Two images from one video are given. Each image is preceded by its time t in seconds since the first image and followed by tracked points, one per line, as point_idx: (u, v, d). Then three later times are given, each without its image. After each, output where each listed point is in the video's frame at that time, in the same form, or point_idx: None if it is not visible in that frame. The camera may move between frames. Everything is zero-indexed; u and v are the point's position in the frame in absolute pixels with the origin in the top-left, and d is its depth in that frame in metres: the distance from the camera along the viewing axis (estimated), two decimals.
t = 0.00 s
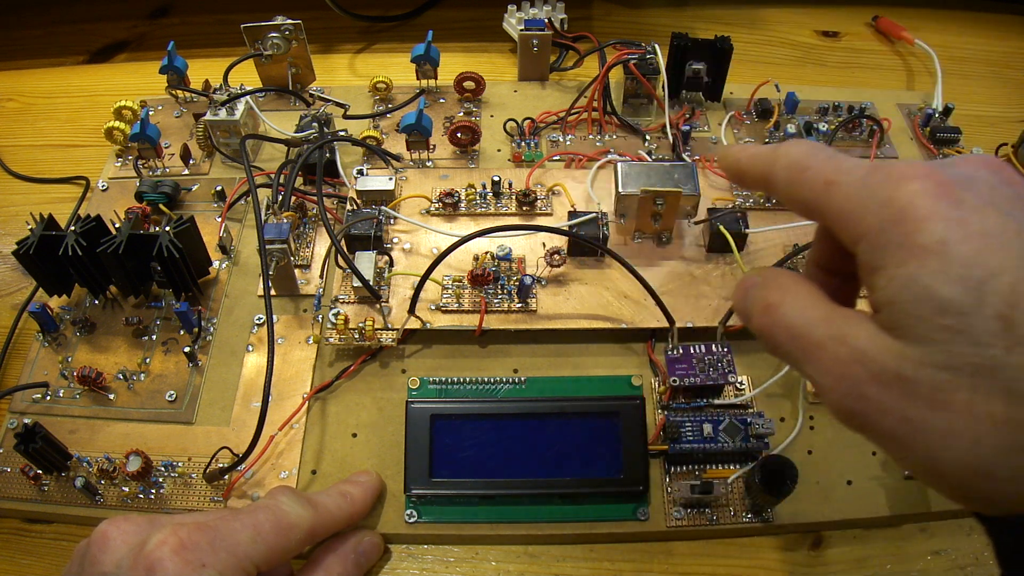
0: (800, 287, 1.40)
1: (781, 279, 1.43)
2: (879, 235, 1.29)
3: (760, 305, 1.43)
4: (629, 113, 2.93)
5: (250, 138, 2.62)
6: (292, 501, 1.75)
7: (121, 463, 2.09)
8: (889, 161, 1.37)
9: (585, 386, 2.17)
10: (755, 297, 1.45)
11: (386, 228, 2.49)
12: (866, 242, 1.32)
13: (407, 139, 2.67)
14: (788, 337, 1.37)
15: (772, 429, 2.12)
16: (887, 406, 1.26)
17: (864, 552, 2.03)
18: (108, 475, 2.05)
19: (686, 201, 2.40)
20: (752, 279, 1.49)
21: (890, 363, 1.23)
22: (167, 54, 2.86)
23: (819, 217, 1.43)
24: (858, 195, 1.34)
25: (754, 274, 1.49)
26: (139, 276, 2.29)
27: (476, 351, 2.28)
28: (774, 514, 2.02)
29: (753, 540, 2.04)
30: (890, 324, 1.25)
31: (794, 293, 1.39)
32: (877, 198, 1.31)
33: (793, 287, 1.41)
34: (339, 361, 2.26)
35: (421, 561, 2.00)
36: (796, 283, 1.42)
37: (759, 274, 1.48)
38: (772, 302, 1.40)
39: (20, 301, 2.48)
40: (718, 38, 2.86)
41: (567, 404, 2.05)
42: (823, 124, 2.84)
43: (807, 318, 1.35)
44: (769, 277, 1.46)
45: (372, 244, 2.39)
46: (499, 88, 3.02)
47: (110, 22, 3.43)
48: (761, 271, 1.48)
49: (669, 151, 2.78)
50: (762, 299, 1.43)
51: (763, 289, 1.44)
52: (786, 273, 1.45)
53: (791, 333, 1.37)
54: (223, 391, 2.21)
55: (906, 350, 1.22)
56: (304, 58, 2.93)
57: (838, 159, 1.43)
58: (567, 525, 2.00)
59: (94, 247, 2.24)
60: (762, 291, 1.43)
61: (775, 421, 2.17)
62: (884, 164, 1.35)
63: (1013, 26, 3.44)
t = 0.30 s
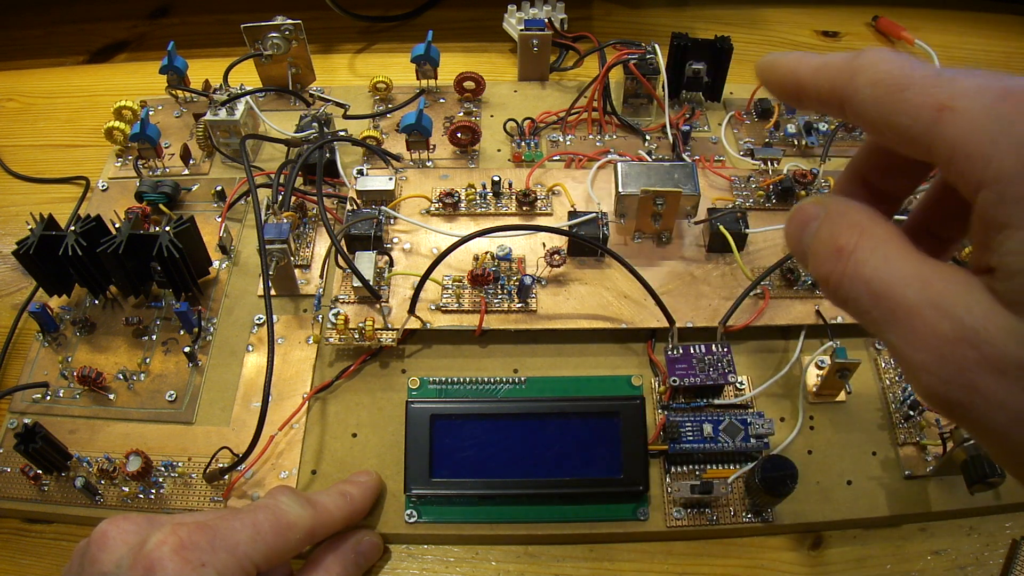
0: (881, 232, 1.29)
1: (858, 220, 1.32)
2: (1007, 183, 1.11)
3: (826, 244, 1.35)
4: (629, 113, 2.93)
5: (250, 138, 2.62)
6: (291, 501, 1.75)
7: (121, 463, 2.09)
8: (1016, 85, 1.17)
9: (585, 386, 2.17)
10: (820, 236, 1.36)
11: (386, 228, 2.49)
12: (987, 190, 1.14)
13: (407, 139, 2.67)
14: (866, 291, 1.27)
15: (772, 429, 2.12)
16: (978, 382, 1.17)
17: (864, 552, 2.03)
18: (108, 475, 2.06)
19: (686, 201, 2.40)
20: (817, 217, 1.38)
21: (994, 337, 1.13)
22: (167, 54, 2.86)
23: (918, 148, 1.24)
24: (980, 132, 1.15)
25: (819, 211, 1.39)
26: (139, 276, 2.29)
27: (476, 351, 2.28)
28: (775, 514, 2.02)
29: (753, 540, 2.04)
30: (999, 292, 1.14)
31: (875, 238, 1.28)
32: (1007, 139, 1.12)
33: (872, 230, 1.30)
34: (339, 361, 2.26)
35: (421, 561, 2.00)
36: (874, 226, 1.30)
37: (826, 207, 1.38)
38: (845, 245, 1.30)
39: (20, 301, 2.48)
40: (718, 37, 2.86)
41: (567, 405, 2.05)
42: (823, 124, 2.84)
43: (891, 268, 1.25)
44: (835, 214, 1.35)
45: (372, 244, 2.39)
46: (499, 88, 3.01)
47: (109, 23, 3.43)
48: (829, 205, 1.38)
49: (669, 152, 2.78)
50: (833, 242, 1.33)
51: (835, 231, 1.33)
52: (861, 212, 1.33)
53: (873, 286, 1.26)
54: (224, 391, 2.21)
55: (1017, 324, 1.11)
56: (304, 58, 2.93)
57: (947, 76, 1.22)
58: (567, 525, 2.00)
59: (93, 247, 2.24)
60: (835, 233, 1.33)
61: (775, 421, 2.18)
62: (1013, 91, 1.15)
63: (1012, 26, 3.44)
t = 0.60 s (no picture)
0: (864, 216, 1.33)
1: (841, 203, 1.36)
2: (992, 172, 1.15)
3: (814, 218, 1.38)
4: (629, 113, 2.93)
5: (250, 138, 2.62)
6: (291, 501, 1.75)
7: (121, 463, 2.09)
8: (1004, 76, 1.21)
9: (585, 387, 2.17)
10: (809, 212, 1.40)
11: (386, 228, 2.49)
12: (972, 180, 1.19)
13: (407, 139, 2.67)
14: (845, 274, 1.33)
15: (772, 429, 2.12)
16: (955, 368, 1.24)
17: (863, 552, 2.03)
18: (108, 475, 2.06)
19: (686, 201, 2.40)
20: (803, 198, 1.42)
21: (975, 327, 1.19)
22: (167, 54, 2.86)
23: (903, 136, 1.28)
24: (968, 122, 1.19)
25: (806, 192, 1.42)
26: (139, 276, 2.29)
27: (476, 351, 2.28)
28: (775, 514, 2.02)
29: (753, 540, 2.04)
30: (978, 279, 1.19)
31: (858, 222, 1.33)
32: (994, 131, 1.16)
33: (855, 214, 1.34)
34: (339, 361, 2.26)
35: (421, 561, 2.00)
36: (856, 208, 1.35)
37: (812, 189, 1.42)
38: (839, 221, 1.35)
39: (20, 301, 2.48)
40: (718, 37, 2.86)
41: (567, 405, 2.05)
42: (823, 124, 2.84)
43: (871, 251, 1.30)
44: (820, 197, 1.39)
45: (372, 244, 2.39)
46: (499, 88, 3.01)
47: (109, 23, 3.43)
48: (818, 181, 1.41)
49: (669, 152, 2.78)
50: (818, 225, 1.38)
51: (818, 214, 1.38)
52: (845, 195, 1.38)
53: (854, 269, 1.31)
54: (224, 391, 2.21)
55: (994, 313, 1.17)
56: (304, 58, 2.93)
57: (935, 64, 1.25)
58: (567, 525, 2.00)
59: (94, 247, 2.24)
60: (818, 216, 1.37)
61: (775, 421, 2.18)
62: (1001, 83, 1.19)
63: (1013, 26, 3.44)
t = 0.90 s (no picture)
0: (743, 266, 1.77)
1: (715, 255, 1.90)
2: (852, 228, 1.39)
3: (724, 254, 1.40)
4: (629, 113, 2.93)
5: (249, 138, 2.62)
6: (292, 501, 1.75)
7: (121, 463, 2.09)
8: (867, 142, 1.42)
9: (586, 386, 2.17)
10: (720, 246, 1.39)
11: (386, 228, 2.49)
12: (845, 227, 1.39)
13: (407, 139, 2.67)
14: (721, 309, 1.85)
15: (772, 429, 2.12)
16: (826, 393, 1.48)
17: (863, 552, 2.03)
18: (108, 476, 2.06)
19: (686, 201, 2.39)
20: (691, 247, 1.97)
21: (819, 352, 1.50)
22: (167, 54, 2.86)
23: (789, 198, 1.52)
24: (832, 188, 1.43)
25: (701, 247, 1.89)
26: (139, 276, 2.29)
27: (476, 351, 2.28)
28: (774, 514, 2.02)
29: (753, 540, 2.04)
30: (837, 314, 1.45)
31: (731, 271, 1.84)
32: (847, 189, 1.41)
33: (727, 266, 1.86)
34: (339, 361, 2.26)
35: (421, 562, 2.00)
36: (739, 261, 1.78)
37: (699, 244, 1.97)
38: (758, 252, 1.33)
39: (20, 301, 2.48)
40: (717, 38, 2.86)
41: (567, 405, 2.05)
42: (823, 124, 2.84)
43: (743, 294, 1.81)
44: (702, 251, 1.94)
45: (372, 244, 2.39)
46: (499, 88, 3.02)
47: (109, 22, 3.43)
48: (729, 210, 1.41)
49: (669, 151, 2.78)
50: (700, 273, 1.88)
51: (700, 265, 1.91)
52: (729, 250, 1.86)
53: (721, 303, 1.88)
54: (223, 391, 2.21)
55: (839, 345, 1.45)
56: (304, 58, 2.93)
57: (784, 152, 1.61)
58: (567, 525, 2.01)
59: (93, 247, 2.24)
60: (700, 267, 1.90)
61: (775, 421, 2.17)
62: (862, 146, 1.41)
63: (1013, 26, 3.44)
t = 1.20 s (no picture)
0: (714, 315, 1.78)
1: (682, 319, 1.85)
2: (746, 298, 1.38)
3: (667, 249, 1.60)
4: (629, 113, 2.93)
5: (249, 138, 2.62)
6: (292, 501, 1.75)
7: (121, 463, 2.09)
8: (754, 218, 1.44)
9: (586, 386, 2.17)
10: (666, 240, 1.60)
11: (386, 228, 2.49)
12: (740, 304, 1.40)
13: (407, 139, 2.67)
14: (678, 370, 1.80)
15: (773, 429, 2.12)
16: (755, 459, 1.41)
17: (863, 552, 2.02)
18: (108, 475, 2.06)
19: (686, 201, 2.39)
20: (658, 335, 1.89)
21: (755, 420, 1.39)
22: (167, 54, 2.86)
23: (697, 276, 1.53)
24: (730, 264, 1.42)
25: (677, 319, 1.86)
26: (140, 276, 2.29)
27: (476, 351, 2.28)
28: (774, 514, 2.02)
29: (753, 540, 2.04)
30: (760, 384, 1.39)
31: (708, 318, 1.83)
32: (746, 261, 1.38)
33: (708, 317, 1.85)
34: (339, 361, 2.26)
35: (421, 562, 2.00)
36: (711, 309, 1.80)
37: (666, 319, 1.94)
38: (703, 245, 1.50)
39: (20, 301, 2.48)
40: (717, 37, 2.86)
41: (567, 404, 2.05)
42: (823, 124, 2.84)
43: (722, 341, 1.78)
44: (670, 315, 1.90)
45: (372, 244, 2.39)
46: (499, 88, 3.02)
47: (109, 23, 3.43)
48: (677, 206, 1.63)
49: (669, 151, 2.78)
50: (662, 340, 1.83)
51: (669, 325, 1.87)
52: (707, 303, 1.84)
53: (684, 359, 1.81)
54: (223, 391, 2.21)
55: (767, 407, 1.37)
56: (304, 58, 2.93)
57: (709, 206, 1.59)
58: (567, 525, 2.01)
59: (93, 247, 2.24)
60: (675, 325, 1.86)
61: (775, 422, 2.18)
62: (749, 225, 1.43)
63: (1012, 26, 3.44)
